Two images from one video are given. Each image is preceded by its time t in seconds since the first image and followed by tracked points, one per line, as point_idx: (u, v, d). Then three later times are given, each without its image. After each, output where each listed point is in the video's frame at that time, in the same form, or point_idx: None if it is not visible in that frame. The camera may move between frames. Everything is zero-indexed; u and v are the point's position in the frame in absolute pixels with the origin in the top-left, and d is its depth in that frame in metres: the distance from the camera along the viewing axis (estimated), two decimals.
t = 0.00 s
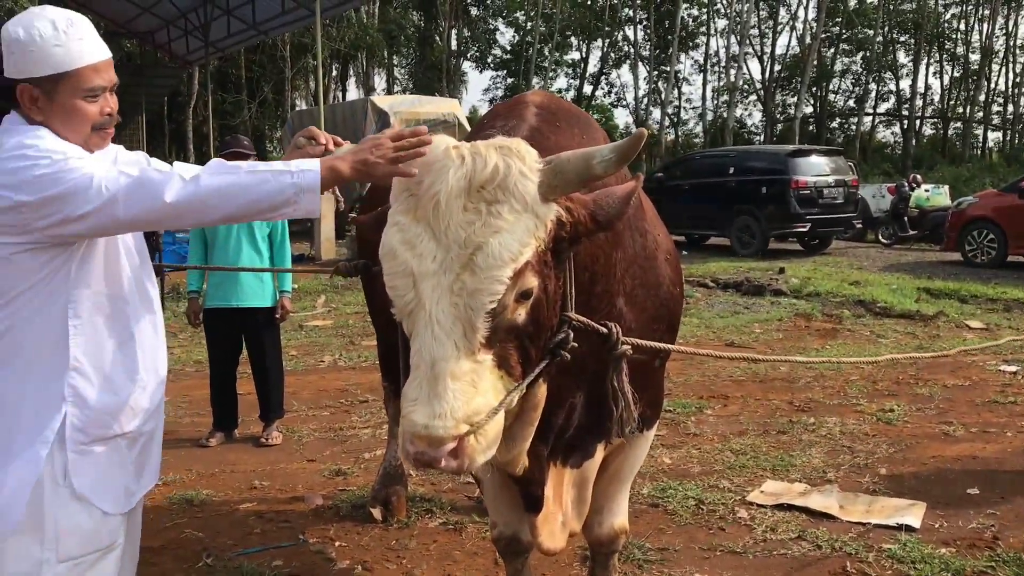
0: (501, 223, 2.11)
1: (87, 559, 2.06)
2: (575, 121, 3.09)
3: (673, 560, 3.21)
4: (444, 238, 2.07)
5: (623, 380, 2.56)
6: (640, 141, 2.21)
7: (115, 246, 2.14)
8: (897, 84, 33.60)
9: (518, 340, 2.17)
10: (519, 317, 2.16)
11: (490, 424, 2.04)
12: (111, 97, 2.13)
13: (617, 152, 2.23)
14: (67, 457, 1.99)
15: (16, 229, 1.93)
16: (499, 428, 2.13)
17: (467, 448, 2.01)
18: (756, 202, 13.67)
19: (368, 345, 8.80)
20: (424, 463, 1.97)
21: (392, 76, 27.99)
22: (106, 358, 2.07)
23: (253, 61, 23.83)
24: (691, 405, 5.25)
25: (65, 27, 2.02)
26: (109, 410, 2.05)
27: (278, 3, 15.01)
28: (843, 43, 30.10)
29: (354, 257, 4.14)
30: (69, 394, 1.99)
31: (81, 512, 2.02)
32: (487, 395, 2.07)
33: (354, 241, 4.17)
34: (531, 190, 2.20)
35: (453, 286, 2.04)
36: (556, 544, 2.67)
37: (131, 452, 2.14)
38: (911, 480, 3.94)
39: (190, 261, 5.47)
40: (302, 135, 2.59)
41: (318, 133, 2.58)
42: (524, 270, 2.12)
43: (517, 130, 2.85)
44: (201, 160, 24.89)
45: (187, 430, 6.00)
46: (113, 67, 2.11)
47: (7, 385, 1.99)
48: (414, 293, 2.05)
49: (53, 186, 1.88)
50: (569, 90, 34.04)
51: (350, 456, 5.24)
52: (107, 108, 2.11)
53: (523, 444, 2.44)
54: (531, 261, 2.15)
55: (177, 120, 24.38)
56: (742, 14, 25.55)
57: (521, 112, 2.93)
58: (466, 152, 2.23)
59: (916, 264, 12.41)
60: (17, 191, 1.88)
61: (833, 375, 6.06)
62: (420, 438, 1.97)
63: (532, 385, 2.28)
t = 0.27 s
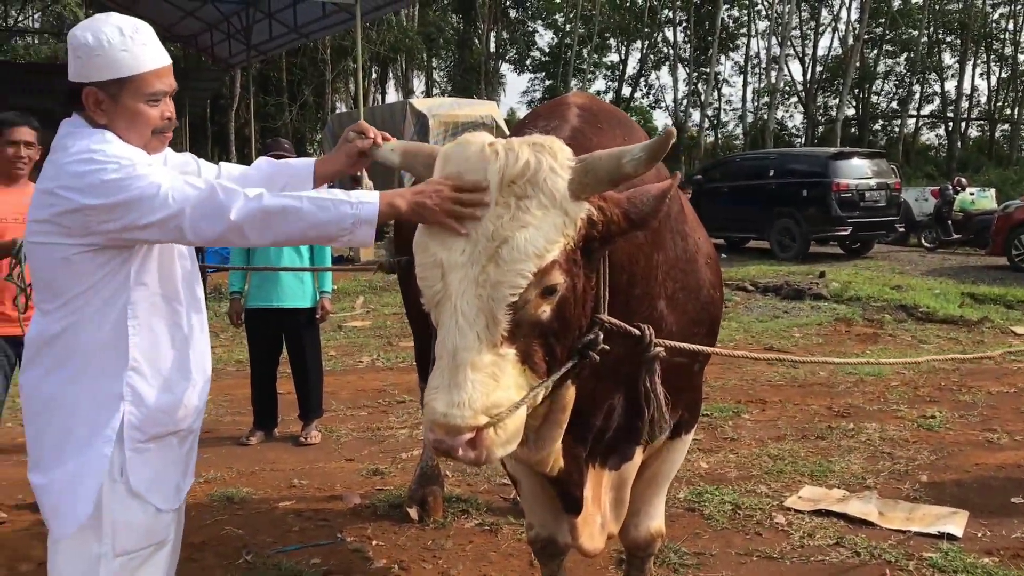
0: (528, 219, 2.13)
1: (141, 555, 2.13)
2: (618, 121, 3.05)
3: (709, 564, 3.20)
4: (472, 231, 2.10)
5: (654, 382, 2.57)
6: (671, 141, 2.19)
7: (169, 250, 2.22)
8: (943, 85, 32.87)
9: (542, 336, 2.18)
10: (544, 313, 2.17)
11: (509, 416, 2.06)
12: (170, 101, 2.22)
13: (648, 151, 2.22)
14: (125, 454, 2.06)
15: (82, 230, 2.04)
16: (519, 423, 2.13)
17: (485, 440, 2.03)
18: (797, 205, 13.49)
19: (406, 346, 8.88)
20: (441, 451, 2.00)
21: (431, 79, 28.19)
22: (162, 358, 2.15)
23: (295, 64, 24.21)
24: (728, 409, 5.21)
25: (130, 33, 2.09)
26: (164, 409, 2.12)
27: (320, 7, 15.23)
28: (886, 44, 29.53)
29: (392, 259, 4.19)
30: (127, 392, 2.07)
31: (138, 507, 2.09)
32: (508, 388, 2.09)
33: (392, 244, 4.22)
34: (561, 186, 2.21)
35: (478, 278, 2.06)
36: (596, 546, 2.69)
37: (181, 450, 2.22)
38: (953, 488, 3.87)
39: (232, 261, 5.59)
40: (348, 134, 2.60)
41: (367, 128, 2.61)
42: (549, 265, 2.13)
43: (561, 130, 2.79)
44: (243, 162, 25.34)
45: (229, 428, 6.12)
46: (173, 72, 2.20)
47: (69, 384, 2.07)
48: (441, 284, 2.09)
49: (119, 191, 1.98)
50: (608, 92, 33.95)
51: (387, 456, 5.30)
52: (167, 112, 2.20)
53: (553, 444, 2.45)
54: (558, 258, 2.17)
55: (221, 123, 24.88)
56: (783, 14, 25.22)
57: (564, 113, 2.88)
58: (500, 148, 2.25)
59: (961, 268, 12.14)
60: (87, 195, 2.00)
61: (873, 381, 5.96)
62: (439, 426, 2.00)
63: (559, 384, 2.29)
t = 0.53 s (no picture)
0: (570, 214, 2.15)
1: (194, 547, 2.20)
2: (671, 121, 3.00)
3: (756, 569, 3.16)
4: (514, 227, 2.13)
5: (702, 379, 2.54)
6: (711, 134, 2.17)
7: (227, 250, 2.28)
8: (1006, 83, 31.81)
9: (586, 332, 2.19)
10: (586, 309, 2.17)
11: (552, 411, 2.06)
12: (229, 102, 2.28)
13: (689, 145, 2.19)
14: (179, 449, 2.13)
15: (144, 228, 2.12)
16: (564, 418, 2.13)
17: (527, 434, 2.03)
18: (851, 206, 13.20)
19: (454, 346, 8.94)
20: (484, 444, 2.02)
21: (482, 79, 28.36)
22: (218, 356, 2.21)
23: (348, 66, 24.60)
24: (779, 413, 5.12)
25: (190, 36, 2.16)
26: (217, 405, 2.18)
27: (372, 10, 15.43)
28: (947, 42, 28.70)
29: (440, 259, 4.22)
30: (182, 388, 2.13)
31: (190, 500, 2.15)
32: (550, 383, 2.10)
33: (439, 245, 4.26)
34: (603, 182, 2.22)
35: (520, 273, 2.08)
36: (648, 548, 2.62)
37: (236, 445, 2.27)
38: (1011, 497, 3.75)
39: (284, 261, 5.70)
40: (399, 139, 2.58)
41: (421, 129, 2.61)
42: (591, 260, 2.14)
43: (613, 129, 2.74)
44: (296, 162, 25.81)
45: (280, 425, 6.24)
46: (232, 74, 2.26)
47: (127, 378, 2.14)
48: (485, 279, 2.11)
49: (179, 191, 2.05)
50: (659, 92, 33.70)
51: (435, 455, 5.35)
52: (226, 113, 2.27)
53: (601, 443, 2.44)
54: (600, 253, 2.17)
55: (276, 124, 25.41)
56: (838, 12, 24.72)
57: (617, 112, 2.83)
58: (544, 146, 2.27)
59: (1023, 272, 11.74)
60: (146, 196, 2.08)
61: (929, 387, 5.80)
62: (482, 419, 2.02)
63: (605, 381, 2.30)
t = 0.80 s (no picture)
0: (610, 216, 2.18)
1: (239, 540, 2.28)
2: (711, 125, 2.98)
3: (796, 571, 3.19)
4: (557, 230, 2.16)
5: (746, 370, 2.53)
6: (749, 136, 2.17)
7: (275, 253, 2.36)
8: None
9: (629, 333, 2.22)
10: (629, 310, 2.20)
11: (597, 410, 2.11)
12: (280, 108, 2.36)
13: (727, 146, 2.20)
14: (225, 444, 2.21)
15: (193, 230, 2.21)
16: (607, 417, 2.18)
17: (573, 432, 2.10)
18: (900, 208, 12.95)
19: (497, 346, 9.01)
20: (531, 443, 2.08)
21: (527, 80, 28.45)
22: (264, 356, 2.29)
23: (394, 68, 24.94)
24: (822, 416, 5.09)
25: (242, 44, 2.24)
26: (262, 403, 2.26)
27: (419, 12, 15.60)
28: (1003, 39, 27.89)
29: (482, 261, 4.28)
30: (228, 386, 2.22)
31: (235, 495, 2.24)
32: (595, 383, 2.14)
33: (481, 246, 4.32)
34: (643, 184, 2.24)
35: (563, 276, 2.12)
36: (686, 546, 2.62)
37: (282, 443, 2.35)
38: None
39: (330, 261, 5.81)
40: (445, 145, 2.58)
41: (465, 136, 2.61)
42: (631, 262, 2.17)
43: (653, 133, 2.74)
44: (343, 163, 26.23)
45: (326, 422, 6.37)
46: (283, 81, 2.34)
47: (178, 375, 2.24)
48: (529, 282, 2.16)
49: (227, 192, 2.13)
50: (705, 92, 33.39)
51: (477, 454, 5.41)
52: (277, 119, 2.35)
53: (644, 442, 2.47)
54: (641, 255, 2.20)
55: (324, 125, 25.83)
56: (889, 10, 24.22)
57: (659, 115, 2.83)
58: (584, 148, 2.29)
59: None
60: (194, 197, 2.17)
61: (978, 391, 5.67)
62: (528, 418, 2.08)
63: (648, 381, 2.33)
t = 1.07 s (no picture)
0: (645, 218, 2.21)
1: (280, 531, 2.36)
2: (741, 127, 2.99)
3: (825, 569, 3.27)
4: (591, 231, 2.20)
5: (783, 363, 2.53)
6: (779, 137, 2.19)
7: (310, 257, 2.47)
8: None
9: (664, 331, 2.26)
10: (663, 309, 2.24)
11: (633, 406, 2.15)
12: (316, 115, 2.45)
13: (758, 150, 2.21)
14: (265, 438, 2.31)
15: (226, 232, 2.32)
16: (642, 415, 2.22)
17: (609, 428, 2.13)
18: (941, 208, 12.73)
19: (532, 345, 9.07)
20: (570, 440, 2.11)
21: (565, 80, 28.46)
22: (300, 354, 2.39)
23: (433, 69, 25.13)
24: (856, 417, 5.17)
25: (280, 53, 2.33)
26: (300, 398, 2.35)
27: (457, 14, 15.74)
28: None
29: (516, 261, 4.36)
30: (268, 382, 2.32)
31: (276, 487, 2.32)
32: (631, 380, 2.18)
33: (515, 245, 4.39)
34: (675, 186, 2.27)
35: (598, 276, 2.15)
36: (716, 540, 2.64)
37: (319, 437, 2.44)
38: None
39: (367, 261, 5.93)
40: (478, 150, 2.66)
41: (497, 142, 2.66)
42: (666, 262, 2.21)
43: (683, 135, 2.75)
44: (382, 164, 26.52)
45: (363, 418, 6.49)
46: (319, 87, 2.42)
47: (220, 369, 2.35)
48: (563, 282, 2.19)
49: (258, 200, 2.24)
50: (745, 91, 33.08)
51: (511, 451, 5.47)
52: (312, 125, 2.43)
53: (677, 438, 2.49)
54: (675, 256, 2.23)
55: (364, 126, 26.12)
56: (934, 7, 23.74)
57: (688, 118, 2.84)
58: (616, 152, 2.32)
59: None
60: (226, 203, 2.28)
61: (1018, 393, 5.59)
62: (566, 416, 2.12)
63: (681, 378, 2.35)
